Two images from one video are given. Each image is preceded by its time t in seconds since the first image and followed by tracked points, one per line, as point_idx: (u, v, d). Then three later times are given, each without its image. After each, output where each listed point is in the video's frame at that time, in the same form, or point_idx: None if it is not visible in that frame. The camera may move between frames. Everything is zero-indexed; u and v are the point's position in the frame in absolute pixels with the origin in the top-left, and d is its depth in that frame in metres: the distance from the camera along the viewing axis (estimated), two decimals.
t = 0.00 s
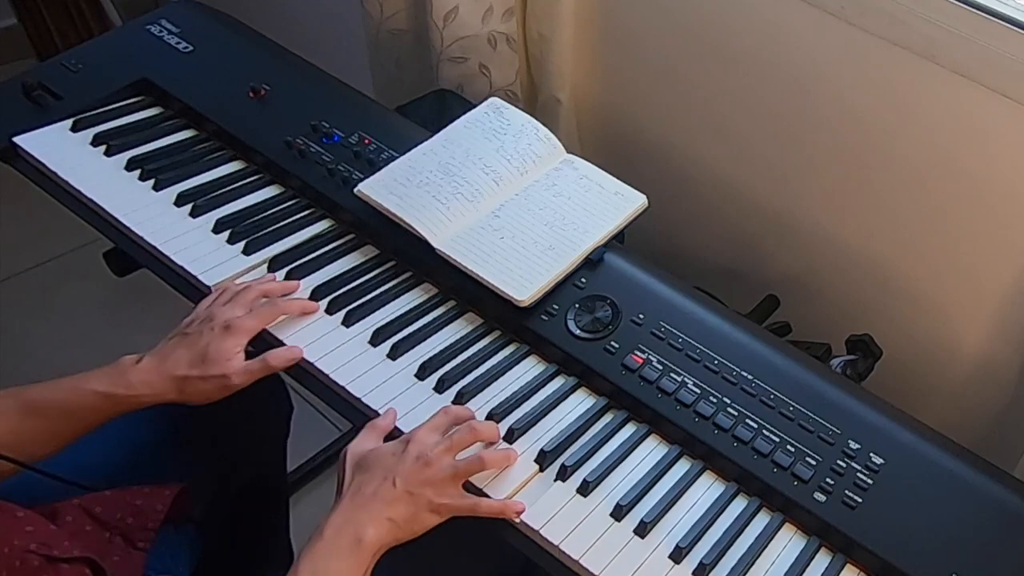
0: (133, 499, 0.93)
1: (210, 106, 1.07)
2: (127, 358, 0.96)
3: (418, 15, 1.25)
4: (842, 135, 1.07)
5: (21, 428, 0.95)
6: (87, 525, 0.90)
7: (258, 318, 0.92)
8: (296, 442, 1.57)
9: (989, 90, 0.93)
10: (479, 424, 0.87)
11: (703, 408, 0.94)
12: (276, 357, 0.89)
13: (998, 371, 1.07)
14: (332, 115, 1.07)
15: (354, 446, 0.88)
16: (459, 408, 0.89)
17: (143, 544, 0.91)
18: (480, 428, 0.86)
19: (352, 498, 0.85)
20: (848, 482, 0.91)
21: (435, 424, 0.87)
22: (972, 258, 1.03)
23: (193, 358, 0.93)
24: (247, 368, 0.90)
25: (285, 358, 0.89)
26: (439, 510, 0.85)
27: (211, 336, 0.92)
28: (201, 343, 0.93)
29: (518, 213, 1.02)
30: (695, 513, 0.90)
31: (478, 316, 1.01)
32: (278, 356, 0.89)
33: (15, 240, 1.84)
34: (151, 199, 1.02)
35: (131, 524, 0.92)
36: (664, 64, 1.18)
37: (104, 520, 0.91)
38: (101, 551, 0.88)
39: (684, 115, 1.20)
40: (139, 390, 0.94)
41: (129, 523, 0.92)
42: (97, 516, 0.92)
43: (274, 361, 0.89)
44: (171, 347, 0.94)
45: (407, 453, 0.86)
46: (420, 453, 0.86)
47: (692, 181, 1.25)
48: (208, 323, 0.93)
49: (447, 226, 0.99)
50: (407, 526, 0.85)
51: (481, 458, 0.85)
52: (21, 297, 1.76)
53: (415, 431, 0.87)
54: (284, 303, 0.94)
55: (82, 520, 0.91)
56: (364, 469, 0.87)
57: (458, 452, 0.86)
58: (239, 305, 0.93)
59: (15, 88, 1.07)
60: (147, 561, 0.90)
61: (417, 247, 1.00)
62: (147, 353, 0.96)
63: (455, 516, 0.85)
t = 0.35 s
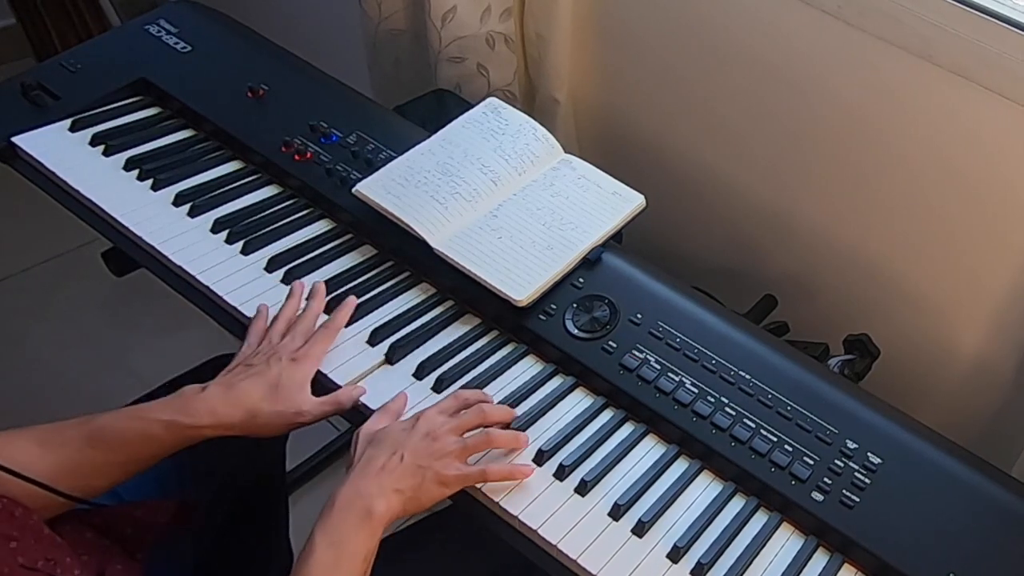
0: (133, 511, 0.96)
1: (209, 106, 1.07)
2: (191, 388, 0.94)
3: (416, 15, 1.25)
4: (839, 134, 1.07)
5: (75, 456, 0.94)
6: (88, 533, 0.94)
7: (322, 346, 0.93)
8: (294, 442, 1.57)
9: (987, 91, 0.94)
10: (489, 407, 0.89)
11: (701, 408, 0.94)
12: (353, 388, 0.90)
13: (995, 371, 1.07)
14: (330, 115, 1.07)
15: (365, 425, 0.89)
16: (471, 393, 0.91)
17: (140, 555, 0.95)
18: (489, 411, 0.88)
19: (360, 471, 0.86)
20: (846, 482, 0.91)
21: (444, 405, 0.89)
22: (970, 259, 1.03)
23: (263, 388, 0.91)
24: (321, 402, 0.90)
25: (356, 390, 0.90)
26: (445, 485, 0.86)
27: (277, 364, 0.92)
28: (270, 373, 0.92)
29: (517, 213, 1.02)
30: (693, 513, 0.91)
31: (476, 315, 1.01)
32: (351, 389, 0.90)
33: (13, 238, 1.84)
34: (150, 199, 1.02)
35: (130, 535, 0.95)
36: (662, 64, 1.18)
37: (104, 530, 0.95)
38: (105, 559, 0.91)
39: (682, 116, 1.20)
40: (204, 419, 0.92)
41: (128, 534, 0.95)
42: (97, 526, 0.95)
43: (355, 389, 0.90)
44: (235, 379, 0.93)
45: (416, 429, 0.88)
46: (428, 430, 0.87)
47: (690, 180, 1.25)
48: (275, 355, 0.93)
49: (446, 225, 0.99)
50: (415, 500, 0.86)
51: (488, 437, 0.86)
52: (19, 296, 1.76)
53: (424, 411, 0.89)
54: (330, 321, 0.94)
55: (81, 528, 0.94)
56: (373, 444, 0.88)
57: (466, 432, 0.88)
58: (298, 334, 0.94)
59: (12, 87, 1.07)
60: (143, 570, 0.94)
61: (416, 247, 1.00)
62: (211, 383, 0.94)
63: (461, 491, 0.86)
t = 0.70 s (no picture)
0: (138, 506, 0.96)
1: (205, 106, 1.08)
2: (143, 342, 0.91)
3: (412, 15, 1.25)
4: (834, 134, 1.07)
5: None
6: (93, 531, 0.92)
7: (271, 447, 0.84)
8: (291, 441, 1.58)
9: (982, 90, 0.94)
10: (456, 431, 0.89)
11: (696, 407, 0.95)
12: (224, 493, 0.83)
13: (989, 371, 1.07)
14: (326, 115, 1.07)
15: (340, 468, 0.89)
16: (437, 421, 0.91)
17: (144, 552, 0.95)
18: (456, 435, 0.88)
19: (338, 520, 0.86)
20: (840, 481, 0.91)
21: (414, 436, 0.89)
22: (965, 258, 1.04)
23: (189, 392, 0.86)
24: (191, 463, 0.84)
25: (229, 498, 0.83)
26: (426, 516, 0.86)
27: (224, 395, 0.86)
28: (209, 394, 0.86)
29: (512, 213, 1.02)
30: (688, 512, 0.91)
31: (472, 315, 1.01)
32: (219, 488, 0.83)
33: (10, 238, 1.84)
34: (146, 199, 1.02)
35: (133, 531, 0.94)
36: (658, 65, 1.18)
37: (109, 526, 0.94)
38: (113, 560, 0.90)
39: (678, 116, 1.20)
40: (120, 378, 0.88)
41: (133, 531, 0.94)
42: (100, 521, 0.94)
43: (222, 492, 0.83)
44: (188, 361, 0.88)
45: (389, 466, 0.87)
46: (400, 464, 0.87)
47: (685, 180, 1.25)
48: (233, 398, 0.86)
49: (441, 226, 1.00)
50: (398, 536, 0.86)
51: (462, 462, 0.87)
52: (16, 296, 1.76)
53: (394, 445, 0.89)
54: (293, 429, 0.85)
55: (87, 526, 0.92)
56: (350, 489, 0.88)
57: (438, 460, 0.87)
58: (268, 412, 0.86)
59: (10, 88, 1.08)
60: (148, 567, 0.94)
61: (412, 247, 1.00)
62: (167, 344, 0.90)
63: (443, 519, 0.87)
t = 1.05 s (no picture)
0: (136, 505, 0.92)
1: (200, 106, 1.08)
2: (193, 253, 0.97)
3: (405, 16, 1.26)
4: (825, 134, 1.08)
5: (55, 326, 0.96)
6: (89, 529, 0.88)
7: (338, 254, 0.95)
8: (284, 441, 1.58)
9: (974, 90, 0.94)
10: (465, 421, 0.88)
11: (689, 407, 0.95)
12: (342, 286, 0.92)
13: (981, 369, 1.08)
14: (320, 115, 1.07)
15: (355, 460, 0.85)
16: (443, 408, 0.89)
17: (141, 551, 0.91)
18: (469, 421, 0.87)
19: (354, 507, 0.82)
20: (832, 480, 0.92)
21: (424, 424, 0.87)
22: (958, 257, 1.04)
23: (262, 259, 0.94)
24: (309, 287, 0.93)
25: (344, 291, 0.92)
26: (444, 499, 0.83)
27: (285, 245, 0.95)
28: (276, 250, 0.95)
29: (505, 213, 1.02)
30: (681, 510, 0.91)
31: (466, 314, 1.01)
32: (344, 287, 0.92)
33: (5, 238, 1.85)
34: (141, 199, 1.02)
35: (132, 531, 0.91)
36: (651, 65, 1.18)
37: (106, 524, 0.90)
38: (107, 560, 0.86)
39: (672, 115, 1.21)
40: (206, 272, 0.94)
41: (131, 531, 0.91)
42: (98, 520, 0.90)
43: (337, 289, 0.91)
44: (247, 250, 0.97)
45: (403, 452, 0.84)
46: (416, 448, 0.84)
47: (678, 180, 1.26)
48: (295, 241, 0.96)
49: (435, 225, 1.00)
50: (415, 523, 0.82)
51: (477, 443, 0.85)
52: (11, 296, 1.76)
53: (405, 434, 0.86)
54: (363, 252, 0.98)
55: (83, 523, 0.88)
56: (363, 478, 0.84)
57: (452, 444, 0.85)
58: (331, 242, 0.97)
59: (5, 88, 1.08)
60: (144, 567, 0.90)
61: (406, 247, 1.01)
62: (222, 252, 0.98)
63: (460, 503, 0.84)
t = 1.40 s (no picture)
0: (124, 501, 0.93)
1: (192, 106, 1.08)
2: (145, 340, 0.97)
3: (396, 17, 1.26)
4: (814, 134, 1.08)
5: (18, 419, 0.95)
6: (80, 526, 0.89)
7: (271, 309, 0.92)
8: (275, 440, 1.58)
9: (963, 90, 0.95)
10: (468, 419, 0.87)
11: (679, 405, 0.95)
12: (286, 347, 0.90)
13: (969, 367, 1.09)
14: (312, 115, 1.08)
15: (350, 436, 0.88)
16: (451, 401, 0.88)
17: (132, 547, 0.91)
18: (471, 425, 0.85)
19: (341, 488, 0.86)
20: (821, 478, 0.92)
21: (425, 417, 0.87)
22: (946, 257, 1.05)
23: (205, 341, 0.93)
24: (257, 354, 0.91)
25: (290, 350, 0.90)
26: (425, 502, 0.84)
27: (218, 320, 0.93)
28: (212, 328, 0.93)
29: (496, 213, 1.03)
30: (670, 508, 0.92)
31: (457, 313, 1.02)
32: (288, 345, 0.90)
33: None
34: (134, 198, 1.03)
35: (122, 527, 0.91)
36: (642, 65, 1.19)
37: (96, 522, 0.91)
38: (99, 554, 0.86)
39: (662, 116, 1.21)
40: (160, 370, 0.95)
41: (121, 526, 0.91)
42: (90, 518, 0.91)
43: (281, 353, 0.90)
44: (187, 330, 0.95)
45: (397, 445, 0.86)
46: (409, 444, 0.85)
47: (669, 180, 1.26)
48: (223, 312, 0.93)
49: (426, 225, 1.01)
50: (395, 516, 0.85)
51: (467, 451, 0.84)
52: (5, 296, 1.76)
53: (407, 423, 0.87)
54: (291, 281, 0.95)
55: (73, 522, 0.89)
56: (358, 460, 0.87)
57: (449, 446, 0.85)
58: (260, 291, 0.94)
59: None
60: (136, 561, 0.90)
61: (397, 247, 1.01)
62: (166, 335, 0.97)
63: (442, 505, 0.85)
